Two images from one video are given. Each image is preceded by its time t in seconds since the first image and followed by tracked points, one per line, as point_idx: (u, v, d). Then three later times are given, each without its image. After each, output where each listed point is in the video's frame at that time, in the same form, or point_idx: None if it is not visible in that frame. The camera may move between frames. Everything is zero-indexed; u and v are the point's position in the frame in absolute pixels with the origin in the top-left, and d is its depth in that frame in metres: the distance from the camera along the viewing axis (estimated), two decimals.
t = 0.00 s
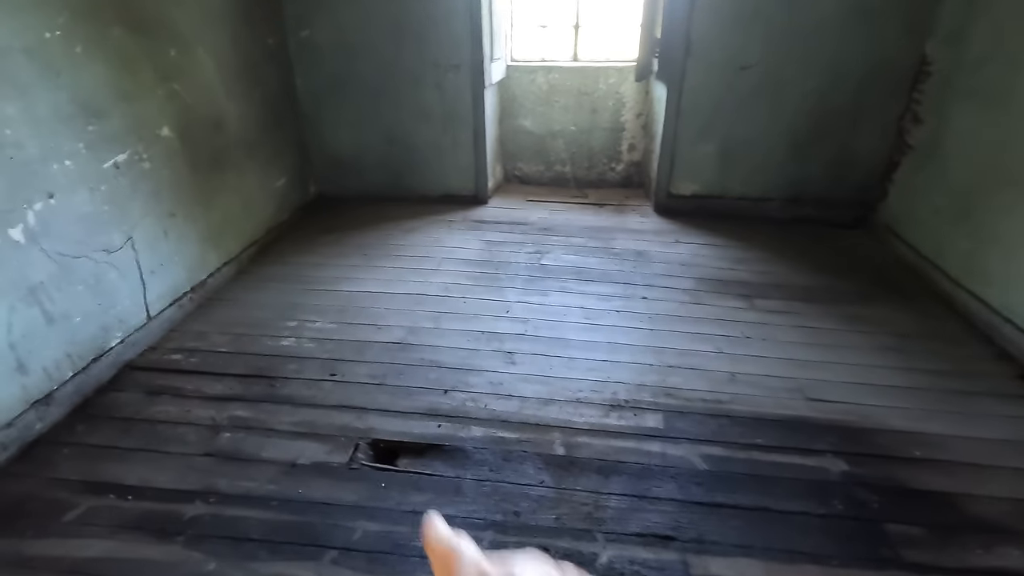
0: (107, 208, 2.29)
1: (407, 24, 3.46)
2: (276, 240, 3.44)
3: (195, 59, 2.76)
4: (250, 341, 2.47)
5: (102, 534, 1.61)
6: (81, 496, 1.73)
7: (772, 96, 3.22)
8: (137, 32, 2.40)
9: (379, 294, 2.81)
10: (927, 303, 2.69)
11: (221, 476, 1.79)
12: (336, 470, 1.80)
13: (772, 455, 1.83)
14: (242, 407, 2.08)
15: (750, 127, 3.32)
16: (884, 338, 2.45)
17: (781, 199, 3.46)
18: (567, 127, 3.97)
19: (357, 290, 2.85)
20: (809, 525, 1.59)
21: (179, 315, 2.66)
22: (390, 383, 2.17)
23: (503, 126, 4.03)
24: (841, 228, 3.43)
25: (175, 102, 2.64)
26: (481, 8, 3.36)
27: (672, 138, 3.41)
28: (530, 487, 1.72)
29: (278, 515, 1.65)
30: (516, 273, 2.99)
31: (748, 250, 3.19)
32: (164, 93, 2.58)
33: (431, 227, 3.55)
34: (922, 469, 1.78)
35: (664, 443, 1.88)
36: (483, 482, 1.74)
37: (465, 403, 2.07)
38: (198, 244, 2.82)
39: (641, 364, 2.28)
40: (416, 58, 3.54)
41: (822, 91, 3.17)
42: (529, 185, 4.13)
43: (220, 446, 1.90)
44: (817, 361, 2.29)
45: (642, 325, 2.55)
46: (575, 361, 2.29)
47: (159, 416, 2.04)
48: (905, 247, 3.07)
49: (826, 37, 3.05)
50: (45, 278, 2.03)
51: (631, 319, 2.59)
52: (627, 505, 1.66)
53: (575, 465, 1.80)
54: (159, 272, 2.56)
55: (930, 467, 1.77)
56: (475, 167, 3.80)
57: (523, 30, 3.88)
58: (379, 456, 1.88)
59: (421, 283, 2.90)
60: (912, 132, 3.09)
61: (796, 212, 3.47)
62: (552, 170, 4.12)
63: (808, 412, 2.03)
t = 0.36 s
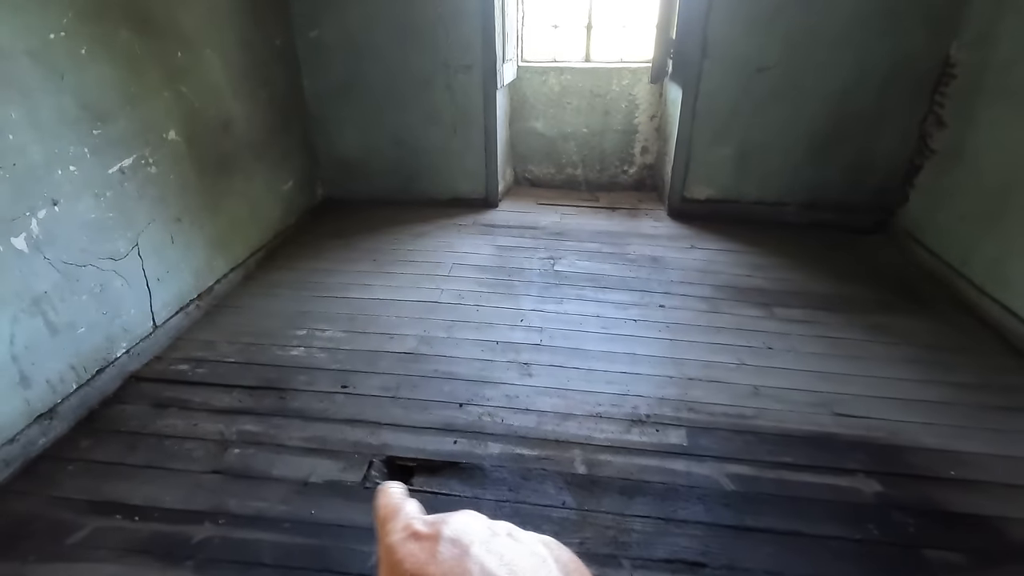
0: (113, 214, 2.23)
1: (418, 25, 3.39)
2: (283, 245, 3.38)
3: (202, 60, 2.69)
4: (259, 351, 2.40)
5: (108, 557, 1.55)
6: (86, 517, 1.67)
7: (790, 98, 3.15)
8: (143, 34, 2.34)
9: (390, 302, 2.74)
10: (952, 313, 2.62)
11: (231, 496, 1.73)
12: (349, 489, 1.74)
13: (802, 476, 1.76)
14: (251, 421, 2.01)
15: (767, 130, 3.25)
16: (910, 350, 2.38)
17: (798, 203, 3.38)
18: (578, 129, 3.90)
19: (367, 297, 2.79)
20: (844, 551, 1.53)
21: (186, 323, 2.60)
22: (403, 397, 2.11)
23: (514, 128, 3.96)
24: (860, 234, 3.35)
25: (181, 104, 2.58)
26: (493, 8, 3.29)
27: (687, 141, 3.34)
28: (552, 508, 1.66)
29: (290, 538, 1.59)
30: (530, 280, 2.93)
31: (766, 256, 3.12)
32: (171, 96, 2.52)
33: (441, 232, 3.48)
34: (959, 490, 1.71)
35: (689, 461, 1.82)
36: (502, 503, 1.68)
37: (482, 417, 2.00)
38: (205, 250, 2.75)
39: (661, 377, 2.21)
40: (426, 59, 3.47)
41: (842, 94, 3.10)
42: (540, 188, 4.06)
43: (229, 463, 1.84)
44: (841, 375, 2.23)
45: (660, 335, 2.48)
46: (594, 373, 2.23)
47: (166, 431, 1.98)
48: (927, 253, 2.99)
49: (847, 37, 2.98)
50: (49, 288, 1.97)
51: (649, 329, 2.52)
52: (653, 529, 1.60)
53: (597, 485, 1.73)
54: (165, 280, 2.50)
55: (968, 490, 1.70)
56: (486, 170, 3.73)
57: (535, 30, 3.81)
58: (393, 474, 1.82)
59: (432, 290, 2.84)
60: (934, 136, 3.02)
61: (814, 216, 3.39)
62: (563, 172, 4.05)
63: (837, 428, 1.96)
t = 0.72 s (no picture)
0: (119, 223, 2.19)
1: (428, 32, 3.36)
2: (290, 253, 3.34)
3: (210, 67, 2.66)
4: (266, 363, 2.35)
5: None
6: (87, 538, 1.62)
7: (806, 106, 3.10)
8: (151, 40, 2.30)
9: (399, 313, 2.69)
10: (975, 327, 2.55)
11: (237, 516, 1.67)
12: (359, 510, 1.68)
13: (828, 499, 1.70)
14: (257, 437, 1.96)
15: (782, 139, 3.19)
16: (934, 365, 2.31)
17: (813, 213, 3.32)
18: (588, 138, 3.86)
19: (376, 308, 2.74)
20: None
21: (191, 334, 2.55)
22: (414, 412, 2.05)
23: (523, 136, 3.92)
24: (877, 244, 3.29)
25: (189, 111, 2.54)
26: (504, 15, 3.26)
27: (700, 150, 3.29)
28: (569, 532, 1.60)
29: (298, 562, 1.54)
30: (541, 291, 2.87)
31: (782, 267, 3.06)
32: (179, 103, 2.48)
33: (450, 241, 3.44)
34: (994, 516, 1.64)
35: (710, 482, 1.76)
36: (518, 526, 1.62)
37: (495, 435, 1.94)
38: (211, 259, 2.71)
39: (678, 393, 2.15)
40: (436, 66, 3.44)
41: (859, 102, 3.04)
42: (549, 196, 4.02)
43: (235, 481, 1.79)
44: (864, 391, 2.16)
45: (676, 349, 2.42)
46: (609, 388, 2.17)
47: (170, 447, 1.93)
48: (947, 265, 2.93)
49: (865, 44, 2.93)
50: (53, 299, 1.92)
51: (664, 342, 2.47)
52: (676, 555, 1.53)
53: (615, 508, 1.67)
54: (171, 290, 2.45)
55: (1002, 516, 1.64)
56: (495, 178, 3.68)
57: (545, 38, 3.77)
58: (404, 494, 1.76)
59: (442, 301, 2.79)
60: (954, 145, 2.96)
61: (830, 226, 3.33)
62: (573, 181, 4.01)
63: (862, 448, 1.89)
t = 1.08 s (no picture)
0: (116, 243, 2.15)
1: (431, 52, 3.36)
2: (289, 273, 3.30)
3: (212, 86, 2.64)
4: (263, 386, 2.30)
5: None
6: (75, 572, 1.56)
7: (809, 126, 3.08)
8: (153, 59, 2.29)
9: (399, 334, 2.65)
10: (984, 348, 2.51)
11: (231, 549, 1.61)
12: (358, 542, 1.62)
13: (843, 529, 1.64)
14: (253, 464, 1.90)
15: (786, 158, 3.17)
16: (945, 388, 2.27)
17: (818, 232, 3.30)
18: (590, 157, 3.85)
19: (376, 328, 2.69)
20: None
21: (188, 356, 2.50)
22: (415, 438, 2.00)
23: (525, 155, 3.91)
24: (882, 264, 3.26)
25: (190, 131, 2.51)
26: (507, 36, 3.26)
27: (703, 169, 3.27)
28: (576, 565, 1.54)
29: None
30: (544, 311, 2.83)
31: (787, 287, 3.02)
32: (179, 123, 2.46)
33: (451, 260, 3.40)
34: (1016, 548, 1.59)
35: (722, 511, 1.70)
36: (523, 559, 1.56)
37: (498, 461, 1.89)
38: (210, 279, 2.67)
39: (685, 417, 2.10)
40: (439, 86, 3.43)
41: (862, 121, 3.03)
42: (551, 215, 3.99)
43: (229, 511, 1.73)
44: (875, 416, 2.11)
45: (682, 371, 2.37)
46: (615, 412, 2.12)
47: (163, 474, 1.87)
48: (954, 285, 2.90)
49: (868, 65, 2.92)
50: (46, 321, 1.88)
51: (670, 364, 2.42)
52: None
53: (624, 539, 1.61)
54: (167, 311, 2.41)
55: None
56: (497, 197, 3.66)
57: (547, 58, 3.78)
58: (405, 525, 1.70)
59: (443, 322, 2.74)
60: (958, 165, 2.94)
61: (834, 245, 3.30)
62: (575, 200, 3.99)
63: (877, 475, 1.84)
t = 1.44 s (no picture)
0: (100, 282, 2.10)
1: (423, 87, 3.38)
2: (279, 307, 3.25)
3: (203, 123, 2.63)
4: (249, 427, 2.23)
5: None
6: None
7: (798, 158, 3.11)
8: (143, 96, 2.27)
9: (391, 370, 2.59)
10: (980, 379, 2.49)
11: None
12: None
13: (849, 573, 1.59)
14: (238, 511, 1.83)
15: (775, 189, 3.19)
16: (944, 421, 2.24)
17: (809, 262, 3.30)
18: (581, 189, 3.86)
19: (367, 365, 2.64)
20: None
21: (172, 396, 2.43)
22: (406, 481, 1.94)
23: (516, 187, 3.91)
24: (874, 293, 3.26)
25: (180, 168, 2.49)
26: (498, 73, 3.30)
27: (694, 201, 3.28)
28: None
29: None
30: (537, 345, 2.79)
31: (781, 318, 3.01)
32: (169, 159, 2.43)
33: (443, 293, 3.37)
34: None
35: (724, 556, 1.65)
36: None
37: (492, 505, 1.83)
38: (197, 317, 2.61)
39: (684, 455, 2.05)
40: (430, 120, 3.44)
41: (850, 153, 3.06)
42: (543, 247, 3.98)
43: (211, 563, 1.65)
44: (877, 451, 2.08)
45: (678, 406, 2.33)
46: (612, 450, 2.07)
47: (142, 524, 1.79)
48: (945, 315, 2.89)
49: (853, 99, 2.97)
50: (24, 364, 1.82)
51: (667, 399, 2.38)
52: None
53: None
54: (151, 351, 2.35)
55: None
56: (489, 230, 3.65)
57: (537, 93, 3.82)
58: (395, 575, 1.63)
59: (435, 358, 2.69)
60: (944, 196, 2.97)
61: (826, 275, 3.31)
62: (566, 231, 3.99)
63: (880, 514, 1.80)
